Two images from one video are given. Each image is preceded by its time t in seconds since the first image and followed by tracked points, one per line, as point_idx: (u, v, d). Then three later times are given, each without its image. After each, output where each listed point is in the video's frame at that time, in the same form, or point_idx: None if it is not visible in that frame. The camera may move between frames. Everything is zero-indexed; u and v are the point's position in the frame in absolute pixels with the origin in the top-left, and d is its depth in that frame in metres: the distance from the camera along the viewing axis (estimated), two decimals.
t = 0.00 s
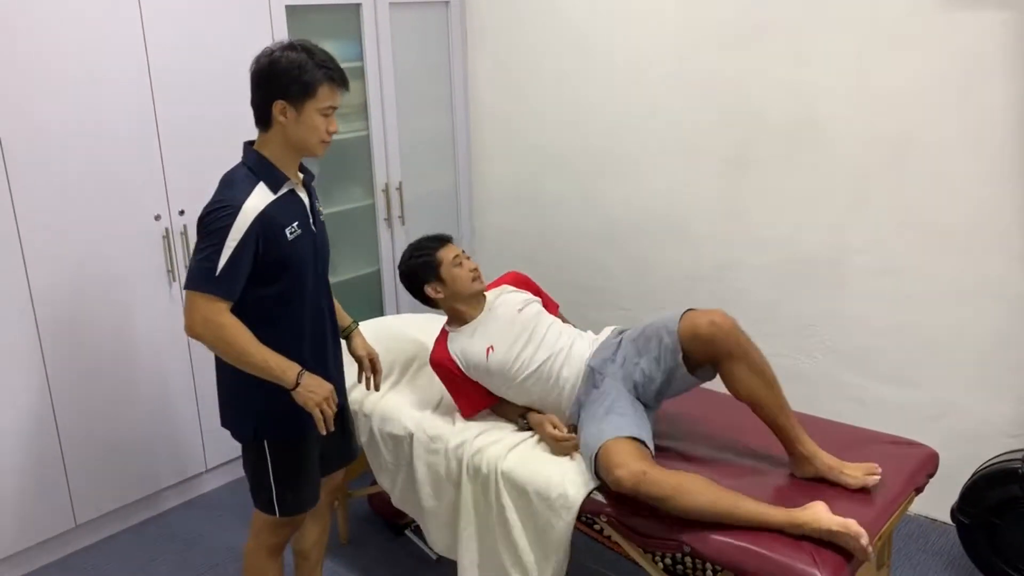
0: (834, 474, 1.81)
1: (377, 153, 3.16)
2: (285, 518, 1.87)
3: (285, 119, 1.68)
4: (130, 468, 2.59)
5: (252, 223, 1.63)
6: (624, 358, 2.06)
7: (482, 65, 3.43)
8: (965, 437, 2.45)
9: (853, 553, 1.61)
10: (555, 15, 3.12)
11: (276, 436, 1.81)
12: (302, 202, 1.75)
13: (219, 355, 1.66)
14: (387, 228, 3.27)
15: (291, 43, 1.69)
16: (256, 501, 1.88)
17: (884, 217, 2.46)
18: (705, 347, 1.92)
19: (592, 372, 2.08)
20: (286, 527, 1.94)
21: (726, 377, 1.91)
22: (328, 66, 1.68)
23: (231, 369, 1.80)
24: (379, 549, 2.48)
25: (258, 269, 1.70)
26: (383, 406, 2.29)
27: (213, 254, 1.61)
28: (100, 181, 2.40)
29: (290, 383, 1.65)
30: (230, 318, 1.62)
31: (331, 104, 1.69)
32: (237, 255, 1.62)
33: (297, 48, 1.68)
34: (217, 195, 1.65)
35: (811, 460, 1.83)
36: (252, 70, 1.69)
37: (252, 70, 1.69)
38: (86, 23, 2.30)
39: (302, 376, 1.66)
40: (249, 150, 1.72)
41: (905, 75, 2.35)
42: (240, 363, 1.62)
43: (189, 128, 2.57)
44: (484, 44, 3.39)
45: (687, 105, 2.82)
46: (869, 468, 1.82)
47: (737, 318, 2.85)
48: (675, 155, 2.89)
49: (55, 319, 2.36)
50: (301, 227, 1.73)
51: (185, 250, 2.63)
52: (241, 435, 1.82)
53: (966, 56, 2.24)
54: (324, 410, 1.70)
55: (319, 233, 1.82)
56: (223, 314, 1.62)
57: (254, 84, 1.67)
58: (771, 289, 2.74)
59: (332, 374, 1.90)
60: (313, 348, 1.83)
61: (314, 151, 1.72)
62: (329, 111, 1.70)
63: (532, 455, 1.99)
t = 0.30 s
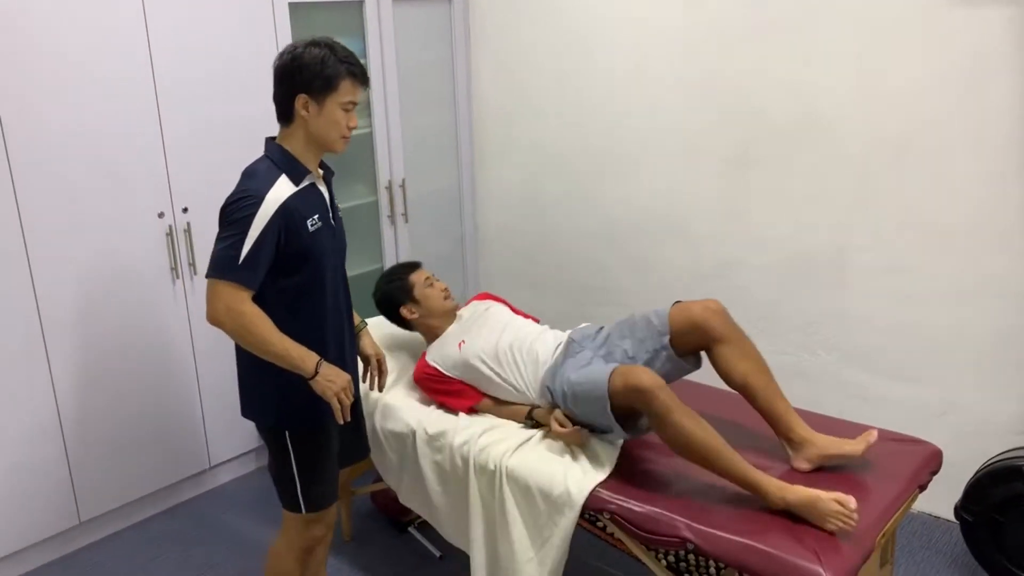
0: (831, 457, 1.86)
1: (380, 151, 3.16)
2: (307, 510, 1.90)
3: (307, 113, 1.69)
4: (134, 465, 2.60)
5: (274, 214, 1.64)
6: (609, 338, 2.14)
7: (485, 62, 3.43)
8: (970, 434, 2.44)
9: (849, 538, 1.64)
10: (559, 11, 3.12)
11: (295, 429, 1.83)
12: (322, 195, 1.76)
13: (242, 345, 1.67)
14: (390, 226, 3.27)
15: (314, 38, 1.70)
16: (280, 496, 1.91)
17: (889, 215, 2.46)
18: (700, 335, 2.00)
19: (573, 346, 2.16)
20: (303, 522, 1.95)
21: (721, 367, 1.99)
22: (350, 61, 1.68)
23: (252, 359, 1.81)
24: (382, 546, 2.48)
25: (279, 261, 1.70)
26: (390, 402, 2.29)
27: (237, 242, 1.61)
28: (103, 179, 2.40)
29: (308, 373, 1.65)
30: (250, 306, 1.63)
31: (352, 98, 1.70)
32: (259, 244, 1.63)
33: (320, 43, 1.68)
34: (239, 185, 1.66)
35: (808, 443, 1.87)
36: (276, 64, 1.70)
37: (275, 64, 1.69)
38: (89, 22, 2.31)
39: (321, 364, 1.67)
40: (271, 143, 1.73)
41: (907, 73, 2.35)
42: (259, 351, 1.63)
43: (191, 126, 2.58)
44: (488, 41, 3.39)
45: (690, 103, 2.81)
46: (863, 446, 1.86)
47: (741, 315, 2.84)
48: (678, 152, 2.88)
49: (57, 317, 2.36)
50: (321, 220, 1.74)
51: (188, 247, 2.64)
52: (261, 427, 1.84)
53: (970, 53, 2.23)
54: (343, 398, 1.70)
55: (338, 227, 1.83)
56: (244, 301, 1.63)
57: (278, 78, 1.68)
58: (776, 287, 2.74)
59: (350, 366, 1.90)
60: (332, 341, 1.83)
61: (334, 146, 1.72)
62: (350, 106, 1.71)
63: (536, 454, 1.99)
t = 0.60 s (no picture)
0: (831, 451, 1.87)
1: (380, 149, 3.16)
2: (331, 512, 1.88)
3: (331, 111, 1.69)
4: (136, 463, 2.60)
5: (293, 210, 1.62)
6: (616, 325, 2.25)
7: (486, 60, 3.43)
8: (971, 431, 2.44)
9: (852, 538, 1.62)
10: (559, 9, 3.12)
11: (317, 429, 1.80)
12: (341, 193, 1.75)
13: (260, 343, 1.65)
14: (390, 224, 3.27)
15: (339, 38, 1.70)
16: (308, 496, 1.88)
17: (889, 212, 2.45)
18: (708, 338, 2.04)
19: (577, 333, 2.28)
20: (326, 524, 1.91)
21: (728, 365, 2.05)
22: (375, 61, 1.70)
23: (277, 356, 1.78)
24: (384, 544, 2.49)
25: (298, 257, 1.68)
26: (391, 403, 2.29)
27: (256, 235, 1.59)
28: (103, 178, 2.40)
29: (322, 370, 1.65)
30: (268, 303, 1.61)
31: (375, 97, 1.72)
32: (278, 239, 1.61)
33: (344, 42, 1.69)
34: (260, 179, 1.63)
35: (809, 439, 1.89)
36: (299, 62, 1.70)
37: (298, 62, 1.69)
38: (90, 21, 2.31)
39: (336, 362, 1.66)
40: (291, 141, 1.71)
41: (907, 70, 2.34)
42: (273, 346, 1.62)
43: (192, 125, 2.58)
44: (488, 39, 3.38)
45: (690, 101, 2.81)
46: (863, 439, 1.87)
47: (742, 312, 2.84)
48: (679, 150, 2.88)
49: (58, 317, 2.36)
50: (341, 217, 1.73)
51: (189, 246, 2.64)
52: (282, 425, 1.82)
53: (970, 49, 2.23)
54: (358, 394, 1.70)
55: (357, 226, 1.81)
56: (258, 299, 1.60)
57: (303, 76, 1.68)
58: (776, 284, 2.74)
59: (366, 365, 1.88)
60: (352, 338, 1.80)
61: (356, 144, 1.73)
62: (373, 105, 1.73)
63: (536, 452, 1.99)
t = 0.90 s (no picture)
0: (842, 440, 1.88)
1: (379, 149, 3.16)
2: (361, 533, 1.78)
3: (362, 118, 1.60)
4: (136, 464, 2.60)
5: (328, 223, 1.52)
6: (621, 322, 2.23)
7: (485, 59, 3.42)
8: (970, 430, 2.44)
9: (851, 537, 1.61)
10: (557, 8, 3.12)
11: (347, 444, 1.71)
12: (372, 203, 1.65)
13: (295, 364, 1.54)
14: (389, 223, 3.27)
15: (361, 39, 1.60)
16: (327, 519, 1.79)
17: (889, 209, 2.45)
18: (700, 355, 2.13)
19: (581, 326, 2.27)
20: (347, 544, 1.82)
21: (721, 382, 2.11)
22: (403, 61, 1.61)
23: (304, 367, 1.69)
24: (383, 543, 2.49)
25: (330, 273, 1.59)
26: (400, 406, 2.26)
27: (287, 253, 1.49)
28: (101, 179, 2.40)
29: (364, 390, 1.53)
30: (305, 322, 1.51)
31: (405, 100, 1.62)
32: (313, 255, 1.50)
33: (369, 43, 1.59)
34: (289, 194, 1.53)
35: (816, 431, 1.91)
36: (322, 67, 1.59)
37: (321, 69, 1.58)
38: (89, 22, 2.31)
39: (378, 378, 1.54)
40: (318, 151, 1.61)
41: (907, 69, 2.34)
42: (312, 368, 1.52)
43: (191, 126, 2.57)
44: (487, 38, 3.38)
45: (690, 100, 2.81)
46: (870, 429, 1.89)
47: (742, 310, 2.84)
48: (678, 149, 2.88)
49: (57, 317, 2.36)
50: (372, 229, 1.63)
51: (188, 246, 2.63)
52: (307, 443, 1.73)
53: (971, 48, 2.23)
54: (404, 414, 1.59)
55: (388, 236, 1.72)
56: (291, 318, 1.50)
57: (328, 81, 1.57)
58: (775, 282, 2.74)
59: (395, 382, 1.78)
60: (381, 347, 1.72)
61: (389, 150, 1.64)
62: (402, 108, 1.63)
63: (533, 448, 1.99)
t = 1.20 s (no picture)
0: (850, 439, 1.89)
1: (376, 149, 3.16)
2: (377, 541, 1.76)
3: (388, 124, 1.58)
4: (134, 466, 2.60)
5: (366, 230, 1.50)
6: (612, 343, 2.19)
7: (482, 60, 3.42)
8: (969, 429, 2.44)
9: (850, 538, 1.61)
10: (554, 10, 3.12)
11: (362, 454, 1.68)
12: (396, 209, 1.64)
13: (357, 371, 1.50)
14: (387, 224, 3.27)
15: (388, 44, 1.58)
16: (343, 530, 1.77)
17: (887, 209, 2.46)
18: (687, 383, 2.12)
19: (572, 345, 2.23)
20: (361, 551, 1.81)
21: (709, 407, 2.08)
22: (432, 68, 1.59)
23: (321, 371, 1.65)
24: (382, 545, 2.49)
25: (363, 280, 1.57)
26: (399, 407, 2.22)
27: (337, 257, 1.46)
28: (98, 180, 2.40)
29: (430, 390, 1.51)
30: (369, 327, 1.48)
31: (432, 107, 1.60)
32: (358, 261, 1.48)
33: (399, 49, 1.57)
34: (324, 196, 1.50)
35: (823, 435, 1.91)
36: (350, 70, 1.57)
37: (347, 73, 1.56)
38: (85, 24, 2.30)
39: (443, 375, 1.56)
40: (343, 155, 1.59)
41: (903, 70, 2.35)
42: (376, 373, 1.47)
43: (188, 128, 2.57)
44: (484, 40, 3.38)
45: (687, 100, 2.82)
46: (873, 426, 1.91)
47: (740, 311, 2.84)
48: (675, 150, 2.88)
49: (55, 319, 2.36)
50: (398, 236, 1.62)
51: (185, 247, 2.63)
52: (319, 451, 1.70)
53: (967, 48, 2.23)
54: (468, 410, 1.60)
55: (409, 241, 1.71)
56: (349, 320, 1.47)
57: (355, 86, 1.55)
58: (773, 283, 2.74)
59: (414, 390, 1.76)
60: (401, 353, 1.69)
61: (412, 157, 1.63)
62: (427, 115, 1.62)
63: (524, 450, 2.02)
